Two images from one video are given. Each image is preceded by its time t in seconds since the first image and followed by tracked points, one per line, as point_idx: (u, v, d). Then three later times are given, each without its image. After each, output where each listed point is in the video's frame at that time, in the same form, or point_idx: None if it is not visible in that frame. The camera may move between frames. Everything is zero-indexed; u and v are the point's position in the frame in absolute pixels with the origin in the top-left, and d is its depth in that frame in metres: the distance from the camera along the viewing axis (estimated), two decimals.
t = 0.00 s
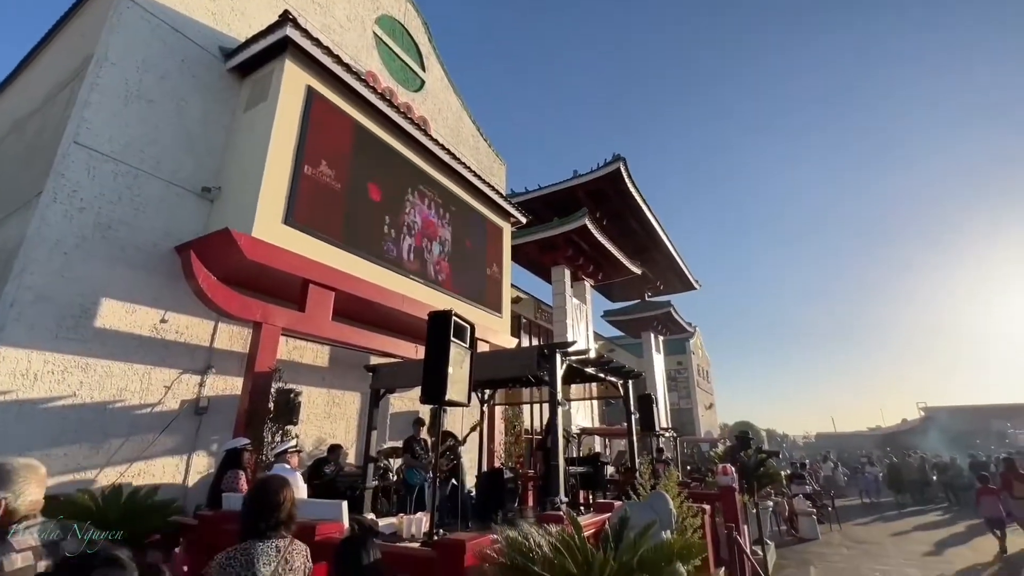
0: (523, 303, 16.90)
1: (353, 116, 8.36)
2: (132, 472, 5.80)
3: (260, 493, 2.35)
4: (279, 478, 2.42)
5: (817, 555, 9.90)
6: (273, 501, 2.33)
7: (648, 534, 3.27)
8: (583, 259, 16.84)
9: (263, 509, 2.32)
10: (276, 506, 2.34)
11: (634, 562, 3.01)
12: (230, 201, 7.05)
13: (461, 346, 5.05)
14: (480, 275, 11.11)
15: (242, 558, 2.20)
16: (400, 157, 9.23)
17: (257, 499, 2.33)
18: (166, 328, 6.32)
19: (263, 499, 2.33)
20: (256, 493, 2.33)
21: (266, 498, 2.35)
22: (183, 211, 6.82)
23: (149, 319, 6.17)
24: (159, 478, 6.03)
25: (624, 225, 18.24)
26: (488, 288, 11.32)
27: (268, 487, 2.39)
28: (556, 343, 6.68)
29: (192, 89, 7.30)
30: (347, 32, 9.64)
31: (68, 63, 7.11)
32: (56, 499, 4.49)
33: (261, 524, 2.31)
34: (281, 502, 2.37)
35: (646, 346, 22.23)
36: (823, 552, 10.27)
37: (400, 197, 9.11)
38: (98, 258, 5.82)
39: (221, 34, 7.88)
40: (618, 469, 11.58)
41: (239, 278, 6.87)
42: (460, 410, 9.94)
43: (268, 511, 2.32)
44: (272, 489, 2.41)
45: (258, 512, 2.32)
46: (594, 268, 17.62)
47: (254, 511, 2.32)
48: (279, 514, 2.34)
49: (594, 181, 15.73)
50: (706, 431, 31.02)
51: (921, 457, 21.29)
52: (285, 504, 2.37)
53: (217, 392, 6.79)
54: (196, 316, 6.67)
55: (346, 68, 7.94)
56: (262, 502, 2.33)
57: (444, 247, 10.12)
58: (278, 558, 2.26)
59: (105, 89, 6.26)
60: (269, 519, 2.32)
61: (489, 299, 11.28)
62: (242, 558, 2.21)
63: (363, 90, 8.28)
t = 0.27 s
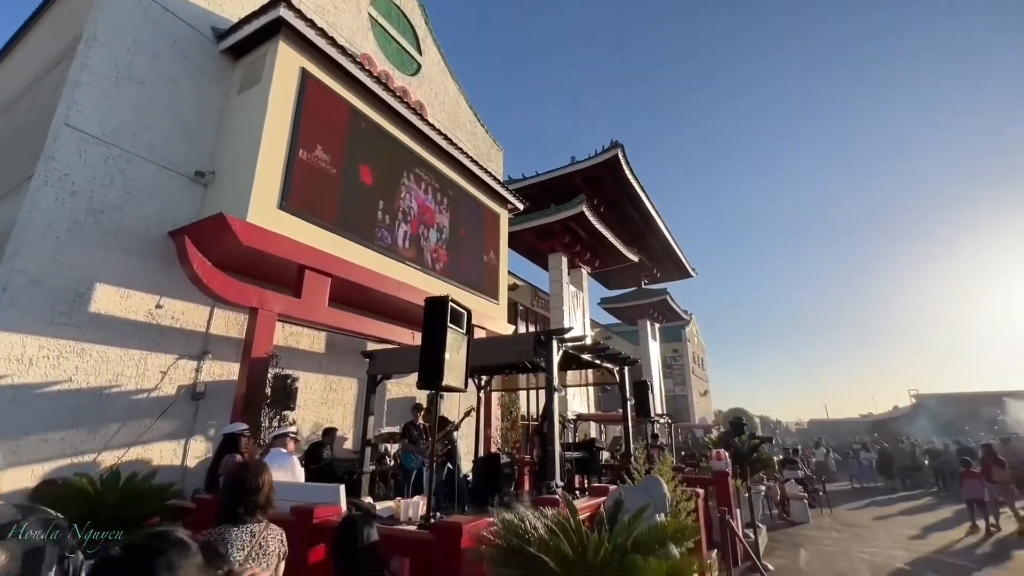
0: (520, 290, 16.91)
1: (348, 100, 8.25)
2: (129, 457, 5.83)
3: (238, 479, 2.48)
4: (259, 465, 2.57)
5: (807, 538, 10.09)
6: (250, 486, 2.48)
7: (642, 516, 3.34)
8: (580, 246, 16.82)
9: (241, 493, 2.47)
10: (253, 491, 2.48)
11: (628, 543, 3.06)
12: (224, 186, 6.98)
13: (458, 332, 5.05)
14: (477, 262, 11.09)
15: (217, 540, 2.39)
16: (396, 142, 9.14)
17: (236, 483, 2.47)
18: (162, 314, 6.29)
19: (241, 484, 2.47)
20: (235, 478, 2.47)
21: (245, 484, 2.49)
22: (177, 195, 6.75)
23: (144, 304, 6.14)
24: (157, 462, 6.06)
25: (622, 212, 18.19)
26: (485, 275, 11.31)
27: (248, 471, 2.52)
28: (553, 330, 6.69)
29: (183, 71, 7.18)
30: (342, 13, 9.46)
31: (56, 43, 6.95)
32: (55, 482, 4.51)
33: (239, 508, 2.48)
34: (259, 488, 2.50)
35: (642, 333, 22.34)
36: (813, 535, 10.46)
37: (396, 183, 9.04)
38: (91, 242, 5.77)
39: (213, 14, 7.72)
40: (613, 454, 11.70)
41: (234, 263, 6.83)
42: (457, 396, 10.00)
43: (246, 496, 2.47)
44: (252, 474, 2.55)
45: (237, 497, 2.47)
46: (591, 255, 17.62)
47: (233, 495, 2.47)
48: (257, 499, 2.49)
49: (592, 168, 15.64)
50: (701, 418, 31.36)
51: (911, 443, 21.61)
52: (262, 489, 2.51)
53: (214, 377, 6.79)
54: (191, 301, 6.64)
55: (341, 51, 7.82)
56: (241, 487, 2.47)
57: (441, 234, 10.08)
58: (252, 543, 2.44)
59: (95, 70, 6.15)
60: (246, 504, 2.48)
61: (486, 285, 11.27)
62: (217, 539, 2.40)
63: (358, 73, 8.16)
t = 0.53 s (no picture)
0: (516, 277, 16.92)
1: (342, 83, 8.12)
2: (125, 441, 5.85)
3: (200, 459, 2.41)
4: (222, 445, 2.48)
5: (796, 521, 10.27)
6: (212, 466, 2.38)
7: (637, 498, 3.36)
8: (576, 233, 16.80)
9: (203, 473, 2.37)
10: (214, 471, 2.38)
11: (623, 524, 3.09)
12: (216, 169, 6.89)
13: (453, 317, 5.04)
14: (472, 248, 11.07)
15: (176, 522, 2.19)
16: (391, 126, 9.03)
17: (198, 463, 2.39)
18: (155, 298, 6.25)
19: (203, 463, 2.39)
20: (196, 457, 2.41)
21: (207, 464, 2.40)
22: (168, 179, 6.66)
23: (137, 288, 6.09)
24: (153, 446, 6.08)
25: (618, 199, 18.13)
26: (481, 261, 11.29)
27: (212, 451, 2.44)
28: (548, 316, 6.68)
29: (172, 51, 7.03)
30: None
31: (41, 21, 6.79)
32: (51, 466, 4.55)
33: (201, 490, 2.34)
34: (222, 468, 2.40)
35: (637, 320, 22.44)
36: (802, 518, 10.66)
37: (391, 167, 8.95)
38: (81, 225, 5.69)
39: None
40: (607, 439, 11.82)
41: (227, 248, 6.77)
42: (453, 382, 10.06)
43: (206, 475, 2.36)
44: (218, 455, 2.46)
45: (198, 478, 2.36)
46: (587, 242, 17.61)
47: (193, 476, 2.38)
48: (218, 480, 2.37)
49: (588, 154, 15.53)
50: (694, 404, 31.69)
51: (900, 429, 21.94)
52: (224, 470, 2.40)
53: (209, 362, 6.78)
54: (185, 286, 6.59)
55: (335, 32, 7.67)
56: (201, 466, 2.39)
57: (436, 219, 10.02)
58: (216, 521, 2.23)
59: (82, 49, 6.01)
60: (208, 485, 2.35)
61: (481, 271, 11.26)
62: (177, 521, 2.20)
63: (353, 56, 8.02)
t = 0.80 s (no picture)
0: (510, 263, 16.88)
1: (335, 65, 7.99)
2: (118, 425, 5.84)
3: (171, 441, 2.35)
4: (192, 428, 2.41)
5: (785, 504, 10.46)
6: (184, 448, 2.33)
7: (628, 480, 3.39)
8: (571, 220, 16.75)
9: (174, 455, 2.32)
10: (187, 453, 2.33)
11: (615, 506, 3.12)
12: (206, 151, 6.77)
13: (447, 302, 5.02)
14: (467, 234, 11.01)
15: (149, 503, 2.16)
16: (385, 110, 8.91)
17: (169, 444, 2.33)
18: (146, 283, 6.18)
19: (173, 445, 2.33)
20: (166, 438, 2.34)
21: (177, 446, 2.34)
22: (157, 161, 6.54)
23: (127, 272, 6.02)
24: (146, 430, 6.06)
25: (613, 186, 18.06)
26: (476, 247, 11.25)
27: (182, 433, 2.38)
28: (543, 302, 6.67)
29: (160, 30, 6.86)
30: None
31: None
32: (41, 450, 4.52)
33: (173, 471, 2.31)
34: (194, 450, 2.36)
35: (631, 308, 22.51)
36: (791, 501, 10.85)
37: (385, 152, 8.85)
38: (69, 208, 5.60)
39: None
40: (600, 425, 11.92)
41: (219, 232, 6.69)
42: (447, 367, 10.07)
43: (178, 457, 2.32)
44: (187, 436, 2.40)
45: (168, 459, 2.31)
46: (582, 229, 17.57)
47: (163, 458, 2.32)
48: (191, 462, 2.34)
49: (584, 140, 15.42)
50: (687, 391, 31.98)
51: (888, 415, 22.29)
52: (197, 452, 2.36)
53: (201, 347, 6.74)
54: (176, 270, 6.52)
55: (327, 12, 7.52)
56: (172, 448, 2.34)
57: (431, 205, 9.95)
58: (189, 502, 2.19)
59: (65, 26, 5.85)
60: (180, 467, 2.31)
61: (476, 258, 11.23)
62: (149, 503, 2.17)
63: (346, 37, 7.87)
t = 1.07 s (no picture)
0: (505, 251, 16.83)
1: (327, 48, 7.83)
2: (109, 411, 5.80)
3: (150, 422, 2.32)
4: (173, 409, 2.39)
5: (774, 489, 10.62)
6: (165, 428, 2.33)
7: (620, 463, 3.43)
8: (565, 208, 16.68)
9: (154, 435, 2.31)
10: (168, 432, 2.34)
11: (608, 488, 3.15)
12: (196, 135, 6.66)
13: (441, 288, 5.00)
14: (461, 222, 10.95)
15: (132, 479, 2.22)
16: (378, 94, 8.78)
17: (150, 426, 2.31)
18: (136, 268, 6.11)
19: (152, 426, 2.31)
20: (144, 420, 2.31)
21: (157, 426, 2.33)
22: (145, 145, 6.43)
23: (117, 258, 5.94)
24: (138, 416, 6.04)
25: (608, 173, 17.98)
26: (470, 235, 11.20)
27: (162, 414, 2.36)
28: (537, 288, 6.66)
29: (146, 9, 6.69)
30: None
31: None
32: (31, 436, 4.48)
33: (153, 450, 2.31)
34: (174, 429, 2.36)
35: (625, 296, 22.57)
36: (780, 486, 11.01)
37: (379, 137, 8.75)
38: (55, 192, 5.50)
39: None
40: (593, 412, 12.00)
41: (209, 217, 6.61)
42: (441, 355, 10.08)
43: (158, 438, 2.31)
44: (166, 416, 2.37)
45: (147, 439, 2.30)
46: (576, 217, 17.51)
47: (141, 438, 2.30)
48: (173, 440, 2.35)
49: (580, 127, 15.30)
50: (680, 379, 32.24)
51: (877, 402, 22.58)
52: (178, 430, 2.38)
53: (193, 333, 6.70)
54: (166, 256, 6.44)
55: None
56: (151, 428, 2.31)
57: (425, 191, 9.87)
58: (171, 479, 2.32)
59: (48, 4, 5.69)
60: (161, 446, 2.32)
61: (470, 245, 11.18)
62: (132, 479, 2.23)
63: (338, 19, 7.71)
